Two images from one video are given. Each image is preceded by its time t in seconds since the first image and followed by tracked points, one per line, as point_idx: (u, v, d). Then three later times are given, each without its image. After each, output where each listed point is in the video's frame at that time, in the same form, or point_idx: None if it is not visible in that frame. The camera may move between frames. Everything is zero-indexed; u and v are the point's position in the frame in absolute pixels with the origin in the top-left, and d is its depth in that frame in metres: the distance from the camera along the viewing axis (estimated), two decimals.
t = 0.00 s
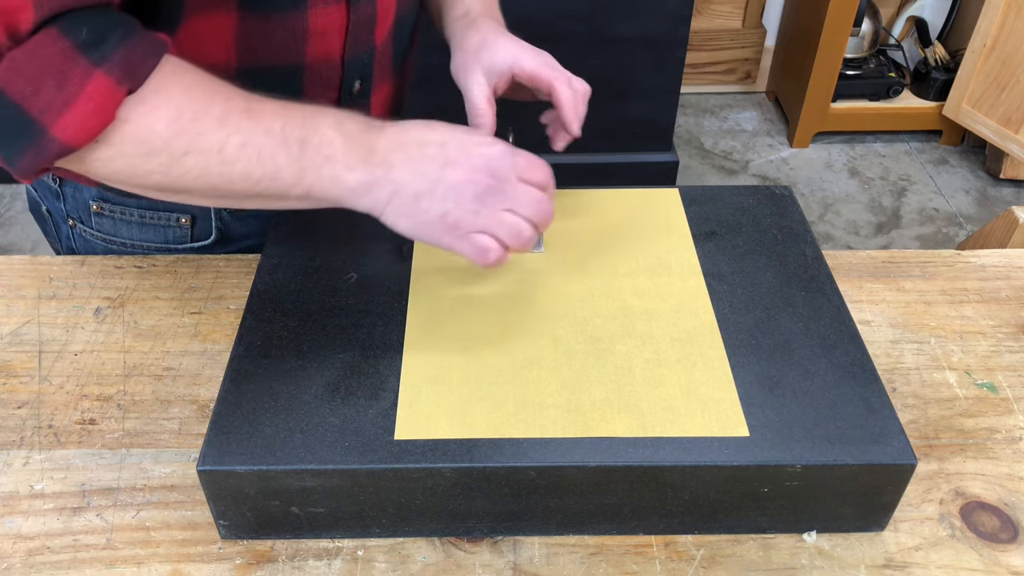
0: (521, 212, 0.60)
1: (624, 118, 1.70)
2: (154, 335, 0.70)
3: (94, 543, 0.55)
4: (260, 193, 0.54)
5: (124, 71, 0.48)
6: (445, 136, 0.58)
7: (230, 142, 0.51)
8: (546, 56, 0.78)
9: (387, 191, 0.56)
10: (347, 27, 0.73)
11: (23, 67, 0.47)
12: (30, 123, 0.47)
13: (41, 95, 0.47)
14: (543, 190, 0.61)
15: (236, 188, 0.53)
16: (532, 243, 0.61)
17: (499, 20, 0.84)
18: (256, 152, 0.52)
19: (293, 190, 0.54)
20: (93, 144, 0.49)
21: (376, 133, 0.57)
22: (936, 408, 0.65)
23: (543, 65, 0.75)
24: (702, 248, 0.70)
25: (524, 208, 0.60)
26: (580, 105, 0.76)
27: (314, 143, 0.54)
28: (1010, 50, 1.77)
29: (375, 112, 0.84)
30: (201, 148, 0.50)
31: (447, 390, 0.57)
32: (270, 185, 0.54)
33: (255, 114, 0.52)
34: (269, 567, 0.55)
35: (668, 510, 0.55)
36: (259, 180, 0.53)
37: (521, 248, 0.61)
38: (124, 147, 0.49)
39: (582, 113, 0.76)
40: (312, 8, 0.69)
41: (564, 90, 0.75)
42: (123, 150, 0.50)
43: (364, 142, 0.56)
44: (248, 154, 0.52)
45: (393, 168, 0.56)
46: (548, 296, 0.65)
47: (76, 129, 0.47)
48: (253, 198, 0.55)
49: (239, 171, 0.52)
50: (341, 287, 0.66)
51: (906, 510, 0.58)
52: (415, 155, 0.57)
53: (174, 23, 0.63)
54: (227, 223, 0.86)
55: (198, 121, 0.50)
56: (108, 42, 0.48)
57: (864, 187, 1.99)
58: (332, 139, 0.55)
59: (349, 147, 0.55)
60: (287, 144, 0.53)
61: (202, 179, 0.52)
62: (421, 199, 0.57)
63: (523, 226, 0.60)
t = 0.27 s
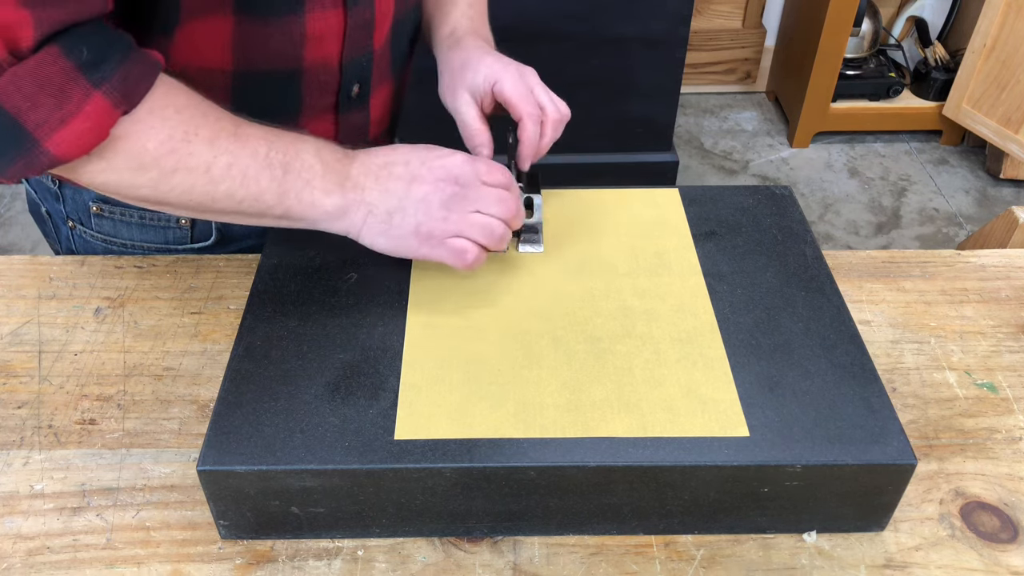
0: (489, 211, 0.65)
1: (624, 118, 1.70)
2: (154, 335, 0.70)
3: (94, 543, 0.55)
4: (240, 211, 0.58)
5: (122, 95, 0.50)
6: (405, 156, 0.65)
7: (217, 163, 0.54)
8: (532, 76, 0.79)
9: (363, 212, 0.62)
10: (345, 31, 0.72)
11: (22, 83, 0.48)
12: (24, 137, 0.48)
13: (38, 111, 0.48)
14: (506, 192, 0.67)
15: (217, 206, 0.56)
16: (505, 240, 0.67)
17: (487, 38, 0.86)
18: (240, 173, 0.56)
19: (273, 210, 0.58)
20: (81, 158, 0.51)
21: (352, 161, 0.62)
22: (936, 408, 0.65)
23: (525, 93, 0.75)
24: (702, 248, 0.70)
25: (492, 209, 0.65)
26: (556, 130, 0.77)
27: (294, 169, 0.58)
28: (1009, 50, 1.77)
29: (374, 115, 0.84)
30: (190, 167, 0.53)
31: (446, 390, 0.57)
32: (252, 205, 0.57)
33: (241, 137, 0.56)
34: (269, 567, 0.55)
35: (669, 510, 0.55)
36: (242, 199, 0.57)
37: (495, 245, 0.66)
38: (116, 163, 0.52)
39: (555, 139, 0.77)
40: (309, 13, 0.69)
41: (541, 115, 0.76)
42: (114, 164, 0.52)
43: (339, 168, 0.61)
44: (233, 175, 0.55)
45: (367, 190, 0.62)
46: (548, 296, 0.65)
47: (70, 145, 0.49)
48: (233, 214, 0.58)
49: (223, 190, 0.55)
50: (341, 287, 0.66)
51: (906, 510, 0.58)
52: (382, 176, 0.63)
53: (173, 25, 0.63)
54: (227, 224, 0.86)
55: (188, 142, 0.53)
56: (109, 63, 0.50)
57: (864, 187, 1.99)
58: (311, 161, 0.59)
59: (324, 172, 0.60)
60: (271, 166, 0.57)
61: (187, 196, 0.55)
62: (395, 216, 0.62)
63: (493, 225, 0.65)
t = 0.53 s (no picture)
0: (516, 210, 0.68)
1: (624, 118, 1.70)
2: (154, 335, 0.70)
3: (94, 543, 0.55)
4: (268, 212, 0.60)
5: (146, 101, 0.52)
6: (434, 154, 0.68)
7: (246, 164, 0.57)
8: (537, 95, 0.78)
9: (394, 208, 0.64)
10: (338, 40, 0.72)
11: (48, 95, 0.49)
12: (52, 148, 0.50)
13: (65, 121, 0.50)
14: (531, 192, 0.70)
15: (247, 207, 0.59)
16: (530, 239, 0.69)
17: (489, 55, 0.86)
18: (269, 173, 0.58)
19: (302, 209, 0.61)
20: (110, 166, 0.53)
21: (379, 158, 0.66)
22: (936, 408, 0.65)
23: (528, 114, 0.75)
24: (702, 248, 0.70)
25: (518, 206, 0.68)
26: (560, 151, 0.76)
27: (322, 167, 0.61)
28: (1009, 50, 1.77)
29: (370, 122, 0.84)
30: (220, 170, 0.56)
31: (447, 390, 0.57)
32: (281, 205, 0.60)
33: (267, 139, 0.59)
34: (269, 567, 0.55)
35: (669, 510, 0.55)
36: (271, 199, 0.59)
37: (520, 243, 0.68)
38: (145, 170, 0.54)
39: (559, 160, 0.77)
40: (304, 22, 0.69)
41: (543, 136, 0.75)
42: (144, 171, 0.54)
43: (368, 165, 0.64)
44: (262, 176, 0.58)
45: (399, 186, 0.65)
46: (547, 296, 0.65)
47: (99, 153, 0.51)
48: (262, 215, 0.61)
49: (253, 191, 0.58)
50: (341, 287, 0.66)
51: (906, 510, 0.58)
52: (414, 174, 0.66)
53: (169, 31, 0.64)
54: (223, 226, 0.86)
55: (216, 145, 0.56)
56: (131, 71, 0.52)
57: (864, 187, 1.99)
58: (339, 160, 0.62)
59: (353, 169, 0.63)
60: (299, 165, 0.60)
61: (217, 199, 0.57)
62: (426, 212, 0.65)
63: (519, 223, 0.68)
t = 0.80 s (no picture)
0: (518, 197, 0.69)
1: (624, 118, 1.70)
2: (154, 335, 0.70)
3: (94, 543, 0.55)
4: (272, 219, 0.60)
5: (149, 112, 0.52)
6: (429, 156, 0.70)
7: (249, 170, 0.58)
8: (533, 95, 0.78)
9: (397, 209, 0.66)
10: (334, 49, 0.73)
11: (51, 106, 0.49)
12: (55, 161, 0.49)
13: (68, 133, 0.49)
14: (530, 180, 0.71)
15: (250, 215, 0.59)
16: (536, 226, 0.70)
17: (485, 55, 0.86)
18: (272, 179, 0.59)
19: (306, 216, 0.61)
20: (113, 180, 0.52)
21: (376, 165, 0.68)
22: (936, 408, 0.65)
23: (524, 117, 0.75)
24: (702, 248, 0.70)
25: (520, 194, 0.69)
26: (557, 151, 0.77)
27: (324, 172, 0.62)
28: (1009, 50, 1.77)
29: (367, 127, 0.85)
30: (223, 177, 0.56)
31: (447, 390, 0.57)
32: (284, 212, 0.60)
33: (268, 147, 0.60)
34: (269, 567, 0.55)
35: (668, 510, 0.55)
36: (274, 206, 0.59)
37: (528, 231, 0.68)
38: (147, 180, 0.54)
39: (557, 160, 0.78)
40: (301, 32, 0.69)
41: (537, 139, 0.76)
42: (146, 182, 0.54)
43: (367, 171, 0.66)
44: (264, 182, 0.58)
45: (398, 188, 0.67)
46: (547, 296, 0.65)
47: (102, 166, 0.50)
48: (265, 224, 0.61)
49: (257, 198, 0.58)
50: (341, 287, 0.66)
51: (906, 510, 0.58)
52: (411, 176, 0.68)
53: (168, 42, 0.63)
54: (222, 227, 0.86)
55: (218, 153, 0.56)
56: (134, 82, 0.51)
57: (864, 187, 1.99)
58: (340, 166, 0.64)
59: (354, 175, 0.64)
60: (301, 171, 0.61)
61: (220, 207, 0.57)
62: (430, 209, 0.67)
63: (524, 209, 0.68)
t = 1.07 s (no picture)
0: (514, 196, 0.70)
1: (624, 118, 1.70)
2: (154, 335, 0.70)
3: (94, 543, 0.55)
4: (279, 236, 0.61)
5: (163, 131, 0.52)
6: (421, 168, 0.72)
7: (257, 188, 0.59)
8: (531, 96, 0.79)
9: (397, 223, 0.66)
10: (344, 59, 0.73)
11: (67, 123, 0.49)
12: (68, 179, 0.49)
13: (83, 150, 0.49)
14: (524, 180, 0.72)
15: (257, 232, 0.60)
16: (535, 222, 0.70)
17: (487, 59, 0.87)
18: (280, 197, 0.60)
19: (311, 233, 0.63)
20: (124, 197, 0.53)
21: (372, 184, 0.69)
22: (936, 408, 0.65)
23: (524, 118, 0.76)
24: (702, 248, 0.70)
25: (515, 193, 0.70)
26: (559, 151, 0.77)
27: (329, 191, 0.64)
28: (1009, 50, 1.77)
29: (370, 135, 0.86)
30: (233, 195, 0.57)
31: (447, 390, 0.57)
32: (292, 230, 0.61)
33: (274, 166, 0.61)
34: (269, 567, 0.55)
35: (669, 510, 0.55)
36: (281, 223, 0.61)
37: (528, 227, 0.69)
38: (159, 198, 0.54)
39: (559, 160, 0.78)
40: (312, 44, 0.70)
41: (537, 139, 0.76)
42: (158, 201, 0.54)
43: (366, 189, 0.67)
44: (273, 200, 0.60)
45: (396, 203, 0.68)
46: (548, 296, 0.65)
47: (116, 184, 0.51)
48: (271, 241, 0.62)
49: (265, 216, 0.59)
50: (341, 287, 0.66)
51: (906, 510, 0.58)
52: (406, 189, 0.69)
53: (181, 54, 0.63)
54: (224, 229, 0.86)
55: (228, 171, 0.57)
56: (148, 101, 0.52)
57: (864, 186, 1.99)
58: (343, 184, 0.65)
59: (356, 194, 0.66)
60: (307, 189, 0.62)
61: (229, 225, 0.58)
62: (428, 218, 0.68)
63: (522, 207, 0.69)
